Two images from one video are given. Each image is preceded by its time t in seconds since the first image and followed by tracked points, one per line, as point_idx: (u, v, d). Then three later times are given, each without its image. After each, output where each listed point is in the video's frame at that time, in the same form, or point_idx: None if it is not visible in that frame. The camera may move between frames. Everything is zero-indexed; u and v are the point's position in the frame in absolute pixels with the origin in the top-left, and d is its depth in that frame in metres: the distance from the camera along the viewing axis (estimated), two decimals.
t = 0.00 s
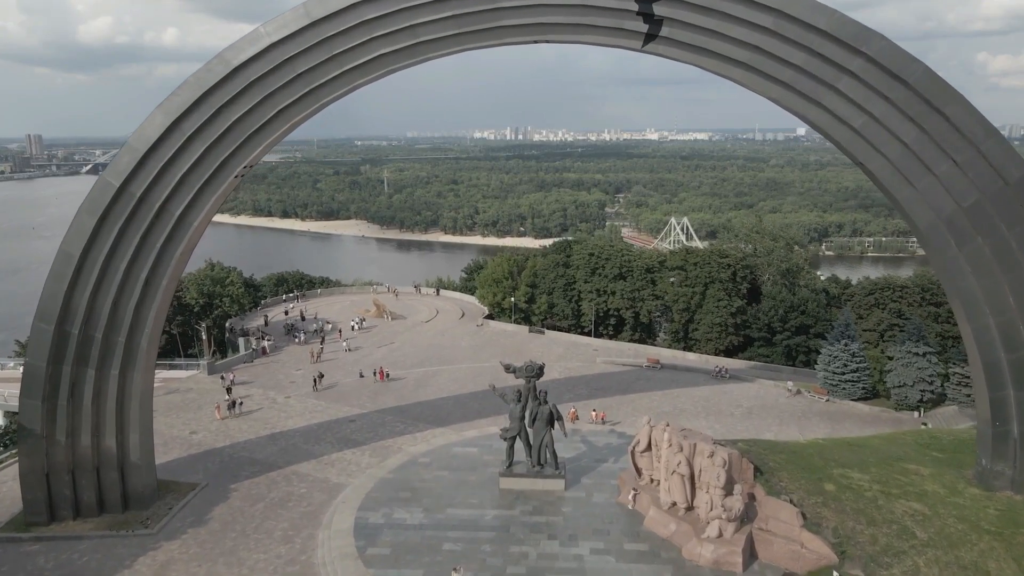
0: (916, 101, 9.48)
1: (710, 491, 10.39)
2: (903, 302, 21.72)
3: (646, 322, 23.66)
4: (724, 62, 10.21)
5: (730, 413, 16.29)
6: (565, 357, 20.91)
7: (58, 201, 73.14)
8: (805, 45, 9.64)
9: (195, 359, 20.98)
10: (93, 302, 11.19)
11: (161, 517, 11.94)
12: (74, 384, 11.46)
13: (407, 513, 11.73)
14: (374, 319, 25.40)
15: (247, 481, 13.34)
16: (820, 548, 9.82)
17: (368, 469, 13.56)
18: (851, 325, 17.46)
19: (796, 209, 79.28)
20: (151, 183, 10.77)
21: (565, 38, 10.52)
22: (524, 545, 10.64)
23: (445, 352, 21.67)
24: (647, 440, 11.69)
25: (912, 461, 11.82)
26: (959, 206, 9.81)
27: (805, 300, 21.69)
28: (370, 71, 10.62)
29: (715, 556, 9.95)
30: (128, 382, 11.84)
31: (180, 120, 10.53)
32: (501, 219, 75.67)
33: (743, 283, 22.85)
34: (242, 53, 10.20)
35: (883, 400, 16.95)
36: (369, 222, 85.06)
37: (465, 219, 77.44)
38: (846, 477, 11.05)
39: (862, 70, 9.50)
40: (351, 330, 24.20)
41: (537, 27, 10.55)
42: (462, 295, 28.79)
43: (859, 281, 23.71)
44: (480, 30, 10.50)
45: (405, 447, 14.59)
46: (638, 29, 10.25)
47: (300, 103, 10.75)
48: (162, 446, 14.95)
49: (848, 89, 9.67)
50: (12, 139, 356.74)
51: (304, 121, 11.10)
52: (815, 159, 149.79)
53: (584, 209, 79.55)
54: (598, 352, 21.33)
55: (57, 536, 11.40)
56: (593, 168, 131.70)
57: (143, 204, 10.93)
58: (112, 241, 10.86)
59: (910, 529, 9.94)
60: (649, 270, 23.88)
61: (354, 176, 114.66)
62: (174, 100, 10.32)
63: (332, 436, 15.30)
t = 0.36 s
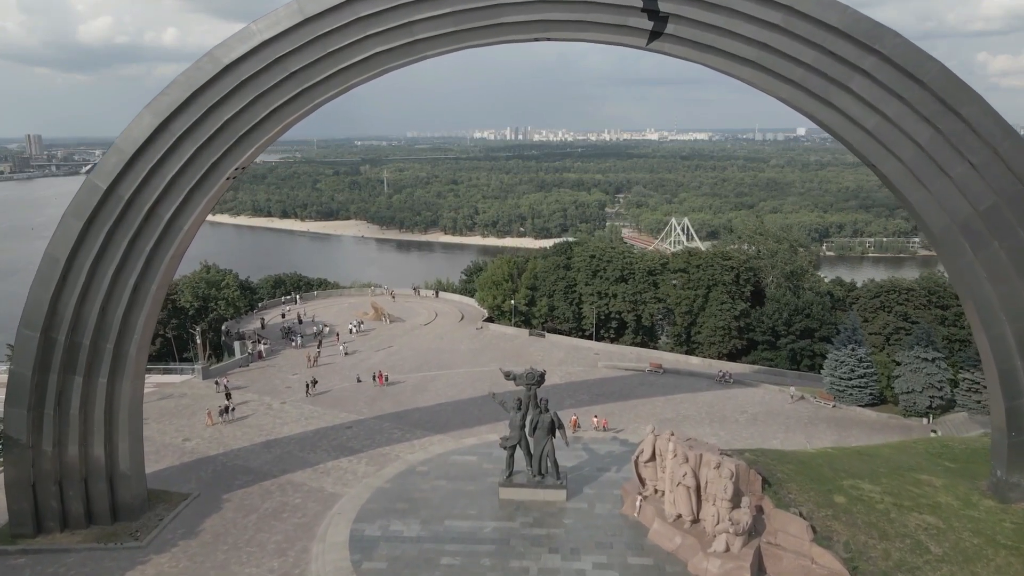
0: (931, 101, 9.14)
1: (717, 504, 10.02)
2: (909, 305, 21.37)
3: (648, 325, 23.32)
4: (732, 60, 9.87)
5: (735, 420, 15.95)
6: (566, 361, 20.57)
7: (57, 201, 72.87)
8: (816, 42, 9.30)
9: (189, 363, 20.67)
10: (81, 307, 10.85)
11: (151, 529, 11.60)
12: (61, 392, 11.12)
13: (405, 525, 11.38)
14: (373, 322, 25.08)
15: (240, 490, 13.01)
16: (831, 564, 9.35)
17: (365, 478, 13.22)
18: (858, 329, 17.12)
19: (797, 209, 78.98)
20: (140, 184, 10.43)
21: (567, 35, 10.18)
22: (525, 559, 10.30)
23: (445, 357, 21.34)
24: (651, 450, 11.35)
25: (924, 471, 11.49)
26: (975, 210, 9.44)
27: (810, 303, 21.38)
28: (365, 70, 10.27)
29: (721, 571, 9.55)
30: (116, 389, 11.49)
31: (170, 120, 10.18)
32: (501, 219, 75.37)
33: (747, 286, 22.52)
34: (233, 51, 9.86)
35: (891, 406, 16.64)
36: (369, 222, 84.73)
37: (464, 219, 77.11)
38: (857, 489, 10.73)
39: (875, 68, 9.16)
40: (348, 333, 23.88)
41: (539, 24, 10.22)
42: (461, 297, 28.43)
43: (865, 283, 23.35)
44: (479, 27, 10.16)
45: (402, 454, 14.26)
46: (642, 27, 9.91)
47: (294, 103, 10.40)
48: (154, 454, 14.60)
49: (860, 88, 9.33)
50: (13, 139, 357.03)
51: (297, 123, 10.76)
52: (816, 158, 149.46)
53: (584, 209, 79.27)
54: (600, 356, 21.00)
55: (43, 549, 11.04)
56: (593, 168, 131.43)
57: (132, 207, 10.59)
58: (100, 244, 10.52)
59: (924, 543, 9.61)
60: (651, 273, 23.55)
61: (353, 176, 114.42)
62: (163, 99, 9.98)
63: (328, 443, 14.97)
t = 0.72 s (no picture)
0: (945, 99, 8.74)
1: (724, 518, 9.66)
2: (915, 308, 21.06)
3: (650, 329, 22.94)
4: (741, 59, 9.53)
5: (739, 427, 15.59)
6: (567, 366, 20.21)
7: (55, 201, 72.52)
8: (827, 40, 8.95)
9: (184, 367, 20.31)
10: (65, 314, 10.47)
11: (140, 542, 11.25)
12: (45, 402, 10.73)
13: (401, 538, 11.02)
14: (370, 325, 24.72)
15: (232, 501, 12.64)
16: None
17: (361, 489, 12.85)
18: (866, 334, 16.76)
19: (797, 210, 78.64)
20: (126, 186, 10.06)
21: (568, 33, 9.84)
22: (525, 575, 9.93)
23: (443, 361, 20.98)
24: (655, 460, 11.00)
25: (937, 484, 11.14)
26: (993, 213, 9.00)
27: (815, 307, 21.03)
28: (359, 68, 9.92)
29: None
30: (103, 398, 11.14)
31: (157, 120, 9.82)
32: (501, 219, 75.00)
33: (750, 289, 22.17)
34: (221, 49, 9.50)
35: (899, 413, 16.25)
36: (369, 222, 84.38)
37: (464, 219, 76.77)
38: (868, 502, 10.37)
39: (888, 66, 8.78)
40: (346, 337, 23.52)
41: (539, 20, 9.86)
42: (460, 300, 28.07)
43: (870, 286, 23.00)
44: (476, 24, 9.82)
45: (399, 463, 13.91)
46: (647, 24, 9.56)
47: (285, 103, 10.06)
48: (144, 462, 14.23)
49: (872, 87, 8.96)
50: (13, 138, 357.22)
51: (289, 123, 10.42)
52: (816, 159, 149.09)
53: (584, 210, 78.94)
54: (601, 360, 20.63)
55: (27, 563, 10.66)
56: (594, 168, 131.11)
57: (118, 210, 10.23)
58: (85, 249, 10.14)
59: (939, 560, 9.25)
60: (653, 275, 23.20)
61: (353, 176, 114.20)
62: (149, 99, 9.61)
63: (323, 451, 14.61)
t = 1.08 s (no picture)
0: (963, 98, 8.33)
1: (731, 533, 9.32)
2: (922, 312, 20.73)
3: (652, 332, 22.53)
4: (748, 56, 9.18)
5: (744, 435, 15.22)
6: (567, 371, 19.85)
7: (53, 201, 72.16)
8: (840, 36, 8.58)
9: (177, 372, 19.96)
10: (48, 321, 10.08)
11: (126, 556, 10.88)
12: (28, 412, 10.34)
13: (396, 553, 10.66)
14: (368, 329, 24.34)
15: (222, 513, 12.27)
16: None
17: (355, 500, 12.49)
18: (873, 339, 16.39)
19: (798, 210, 78.35)
20: (111, 189, 9.68)
21: (570, 30, 9.49)
22: None
23: (441, 365, 20.61)
24: (659, 472, 10.61)
25: (951, 496, 10.79)
26: (1010, 217, 8.54)
27: (820, 310, 20.67)
28: (353, 66, 9.55)
29: None
30: (88, 407, 10.77)
31: (142, 121, 9.44)
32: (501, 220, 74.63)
33: (753, 292, 21.80)
34: (208, 47, 9.13)
35: (908, 420, 15.88)
36: (368, 223, 84.01)
37: (464, 219, 76.43)
38: (880, 516, 10.02)
39: (903, 64, 8.41)
40: (342, 340, 23.13)
41: (539, 16, 9.49)
42: (459, 302, 27.68)
43: (875, 288, 22.65)
44: (474, 21, 9.45)
45: (395, 473, 13.54)
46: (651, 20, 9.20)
47: (276, 103, 9.69)
48: (133, 472, 13.86)
49: (886, 87, 8.60)
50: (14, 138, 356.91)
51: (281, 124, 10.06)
52: (817, 159, 148.66)
53: (584, 210, 78.63)
54: (602, 365, 20.26)
55: None
56: (593, 169, 130.71)
57: (102, 213, 9.85)
58: (69, 253, 9.77)
59: None
60: (655, 278, 22.84)
61: (352, 177, 113.92)
62: (133, 98, 9.24)
63: (318, 460, 14.24)
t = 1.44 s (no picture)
0: (982, 98, 7.86)
1: (739, 549, 9.00)
2: (929, 316, 20.37)
3: (654, 336, 22.13)
4: (757, 54, 8.83)
5: (750, 442, 14.86)
6: (569, 376, 19.48)
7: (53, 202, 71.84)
8: (853, 33, 8.23)
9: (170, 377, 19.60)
10: (30, 328, 9.71)
11: (113, 572, 10.53)
12: (10, 422, 9.96)
13: (392, 568, 10.29)
14: (365, 332, 23.97)
15: (213, 525, 11.92)
16: None
17: (350, 511, 12.12)
18: (882, 345, 16.05)
19: (798, 210, 78.04)
20: (95, 192, 9.32)
21: (573, 26, 9.13)
22: None
23: (440, 370, 20.26)
24: (663, 486, 10.24)
25: (965, 509, 10.44)
26: None
27: (825, 313, 20.31)
28: (347, 64, 9.18)
29: None
30: (73, 417, 10.40)
31: (127, 121, 9.09)
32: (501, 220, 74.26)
33: (757, 295, 21.46)
34: (195, 44, 8.77)
35: (916, 427, 15.51)
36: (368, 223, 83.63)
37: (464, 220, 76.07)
38: (893, 531, 9.66)
39: (919, 62, 8.03)
40: (339, 344, 22.76)
41: (540, 13, 9.13)
42: (458, 305, 27.32)
43: (880, 291, 22.33)
44: (472, 17, 9.08)
45: (392, 483, 13.17)
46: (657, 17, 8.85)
47: (267, 102, 9.32)
48: (123, 481, 13.49)
49: (902, 85, 8.23)
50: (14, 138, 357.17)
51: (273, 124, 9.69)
52: (817, 158, 148.23)
53: (585, 210, 78.30)
54: (604, 370, 19.90)
55: None
56: (594, 169, 130.40)
57: (86, 217, 9.49)
58: (51, 258, 9.39)
59: None
60: (657, 281, 22.46)
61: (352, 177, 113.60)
62: (117, 97, 8.89)
63: (312, 469, 13.88)
